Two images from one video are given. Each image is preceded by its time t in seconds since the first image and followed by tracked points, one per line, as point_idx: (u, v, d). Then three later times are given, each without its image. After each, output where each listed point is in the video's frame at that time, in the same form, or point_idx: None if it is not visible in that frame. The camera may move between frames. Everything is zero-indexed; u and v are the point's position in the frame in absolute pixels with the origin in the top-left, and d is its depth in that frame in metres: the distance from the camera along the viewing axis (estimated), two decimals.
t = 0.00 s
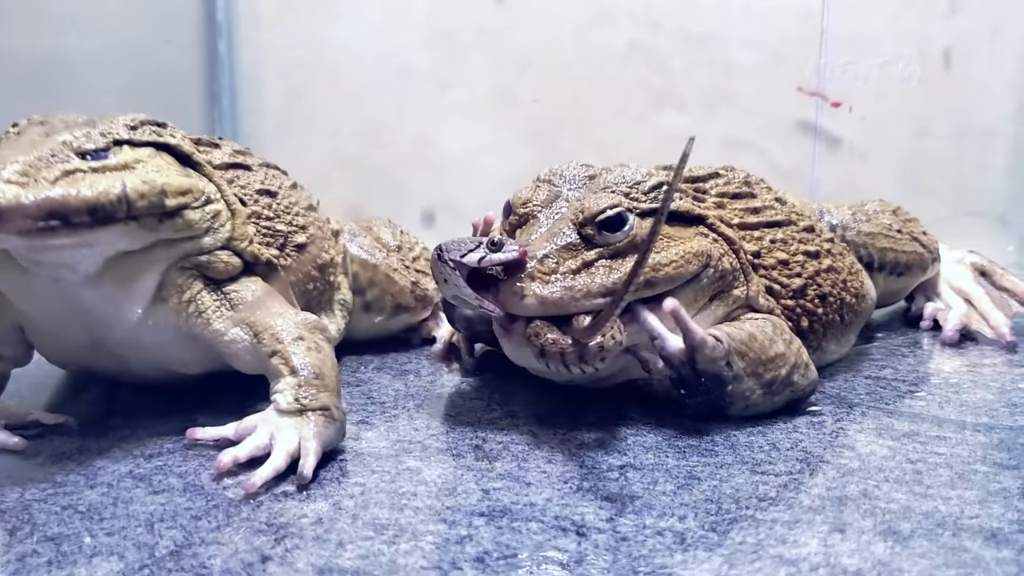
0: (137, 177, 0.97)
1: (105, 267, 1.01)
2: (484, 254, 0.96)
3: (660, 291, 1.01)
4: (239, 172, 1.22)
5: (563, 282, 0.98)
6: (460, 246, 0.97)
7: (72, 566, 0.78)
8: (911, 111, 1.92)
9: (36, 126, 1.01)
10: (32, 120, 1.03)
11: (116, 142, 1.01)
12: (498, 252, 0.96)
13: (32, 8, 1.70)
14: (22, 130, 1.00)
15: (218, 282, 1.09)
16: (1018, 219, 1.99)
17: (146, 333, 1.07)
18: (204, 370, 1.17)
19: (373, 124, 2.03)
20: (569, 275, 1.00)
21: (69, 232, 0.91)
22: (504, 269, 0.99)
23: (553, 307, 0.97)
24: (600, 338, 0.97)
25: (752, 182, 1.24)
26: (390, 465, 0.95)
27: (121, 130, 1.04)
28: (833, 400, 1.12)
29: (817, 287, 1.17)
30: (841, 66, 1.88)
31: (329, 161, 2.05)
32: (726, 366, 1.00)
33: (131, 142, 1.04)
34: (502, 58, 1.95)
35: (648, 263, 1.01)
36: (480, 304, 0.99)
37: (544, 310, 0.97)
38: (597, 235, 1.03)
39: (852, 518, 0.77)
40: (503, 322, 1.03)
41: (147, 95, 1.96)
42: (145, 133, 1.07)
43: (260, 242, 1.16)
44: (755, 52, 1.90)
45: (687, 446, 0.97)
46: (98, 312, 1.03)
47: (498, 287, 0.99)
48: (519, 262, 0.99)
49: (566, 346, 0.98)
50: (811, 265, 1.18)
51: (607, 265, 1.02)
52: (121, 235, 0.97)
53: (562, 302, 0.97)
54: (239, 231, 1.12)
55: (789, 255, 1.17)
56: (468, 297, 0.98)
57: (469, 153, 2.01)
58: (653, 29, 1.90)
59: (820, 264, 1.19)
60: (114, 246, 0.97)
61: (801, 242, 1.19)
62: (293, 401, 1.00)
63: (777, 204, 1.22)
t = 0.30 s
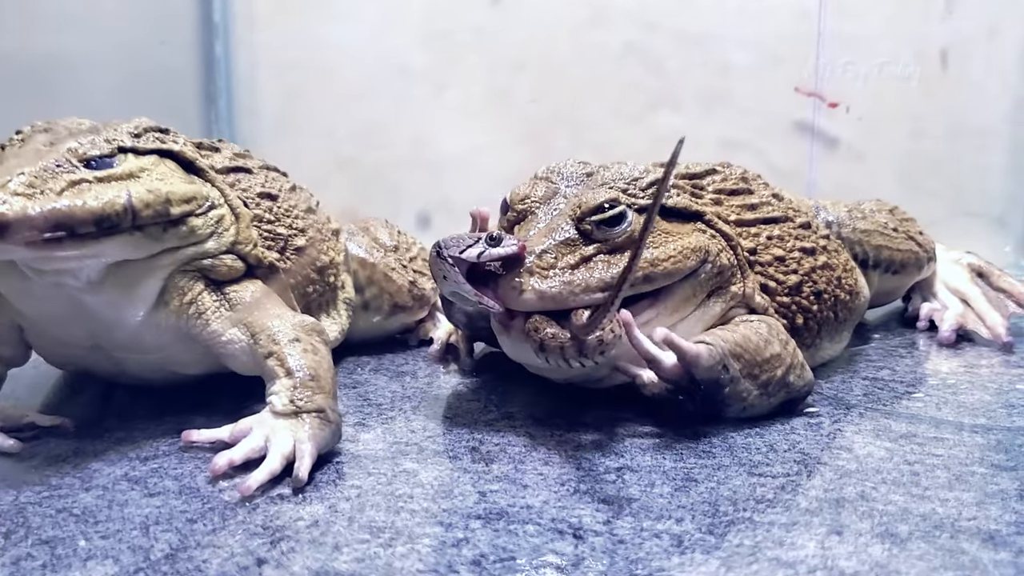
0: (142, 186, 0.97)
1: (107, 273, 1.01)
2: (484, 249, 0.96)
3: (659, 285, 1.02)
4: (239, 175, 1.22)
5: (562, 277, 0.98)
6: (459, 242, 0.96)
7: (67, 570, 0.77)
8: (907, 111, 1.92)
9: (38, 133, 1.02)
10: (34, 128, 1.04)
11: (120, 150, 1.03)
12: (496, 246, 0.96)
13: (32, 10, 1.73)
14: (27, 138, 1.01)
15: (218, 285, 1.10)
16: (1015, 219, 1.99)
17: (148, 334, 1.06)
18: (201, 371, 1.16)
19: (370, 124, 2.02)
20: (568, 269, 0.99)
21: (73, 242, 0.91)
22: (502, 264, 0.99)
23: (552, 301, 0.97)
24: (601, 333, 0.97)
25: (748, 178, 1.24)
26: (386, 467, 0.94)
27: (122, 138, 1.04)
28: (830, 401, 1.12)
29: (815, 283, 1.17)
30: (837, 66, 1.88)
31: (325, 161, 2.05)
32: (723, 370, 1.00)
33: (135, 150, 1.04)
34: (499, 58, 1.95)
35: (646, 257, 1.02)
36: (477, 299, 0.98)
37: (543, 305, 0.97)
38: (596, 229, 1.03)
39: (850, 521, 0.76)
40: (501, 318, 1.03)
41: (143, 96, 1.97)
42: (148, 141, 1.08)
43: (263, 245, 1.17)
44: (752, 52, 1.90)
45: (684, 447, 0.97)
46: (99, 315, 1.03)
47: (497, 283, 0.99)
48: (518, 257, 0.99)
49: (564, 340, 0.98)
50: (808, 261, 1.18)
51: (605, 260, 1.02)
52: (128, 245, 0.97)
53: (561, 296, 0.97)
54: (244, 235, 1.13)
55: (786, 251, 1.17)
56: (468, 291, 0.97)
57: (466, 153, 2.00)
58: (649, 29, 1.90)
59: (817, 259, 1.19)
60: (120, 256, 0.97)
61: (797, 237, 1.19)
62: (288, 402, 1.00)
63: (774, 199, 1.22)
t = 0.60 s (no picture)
0: (141, 189, 0.97)
1: (106, 275, 1.01)
2: (483, 247, 0.95)
3: (657, 283, 1.02)
4: (238, 177, 1.22)
5: (561, 275, 0.98)
6: (459, 241, 0.96)
7: (63, 573, 0.77)
8: (905, 111, 1.92)
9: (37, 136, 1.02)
10: (33, 131, 1.04)
11: (120, 152, 1.03)
12: (496, 245, 0.96)
13: (31, 9, 1.69)
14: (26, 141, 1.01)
15: (216, 287, 1.09)
16: (1013, 219, 1.99)
17: (147, 336, 1.06)
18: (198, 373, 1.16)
19: (367, 125, 2.02)
20: (568, 267, 0.99)
21: (72, 244, 0.91)
22: (501, 263, 0.99)
23: (552, 299, 0.97)
24: (601, 332, 0.95)
25: (746, 177, 1.24)
26: (384, 469, 0.94)
27: (122, 141, 1.04)
28: (828, 402, 1.12)
29: (813, 282, 1.17)
30: (835, 66, 1.89)
31: (323, 161, 2.04)
32: (722, 372, 1.00)
33: (134, 154, 1.04)
34: (497, 58, 1.94)
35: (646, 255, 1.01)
36: (477, 299, 0.98)
37: (543, 303, 0.97)
38: (595, 226, 1.03)
39: (848, 522, 0.76)
40: (501, 317, 1.03)
41: (139, 97, 1.96)
42: (147, 144, 1.07)
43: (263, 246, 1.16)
44: (750, 53, 1.89)
45: (682, 449, 0.97)
46: (98, 317, 1.03)
47: (496, 282, 0.99)
48: (517, 256, 0.99)
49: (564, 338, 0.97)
50: (806, 259, 1.18)
51: (604, 258, 1.01)
52: (127, 247, 0.97)
53: (561, 294, 0.97)
54: (243, 237, 1.12)
55: (784, 250, 1.17)
56: (468, 291, 0.97)
57: (464, 154, 2.00)
58: (646, 30, 1.90)
59: (816, 258, 1.19)
60: (118, 259, 0.97)
61: (795, 235, 1.19)
62: (284, 404, 1.00)
63: (771, 197, 1.22)
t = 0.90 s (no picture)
0: (140, 191, 0.97)
1: (103, 278, 1.00)
2: (481, 243, 0.95)
3: (655, 279, 1.01)
4: (236, 180, 1.22)
5: (559, 271, 0.98)
6: (457, 238, 0.96)
7: None
8: (902, 111, 1.93)
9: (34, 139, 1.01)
10: (31, 133, 1.03)
11: (119, 154, 1.02)
12: (494, 242, 0.96)
13: (30, 9, 1.66)
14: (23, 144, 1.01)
15: (213, 290, 1.09)
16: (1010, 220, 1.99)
17: (143, 339, 1.06)
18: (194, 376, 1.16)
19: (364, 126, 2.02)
20: (565, 264, 0.99)
21: (71, 244, 0.91)
22: (499, 259, 0.99)
23: (550, 295, 0.96)
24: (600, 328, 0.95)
25: (742, 176, 1.24)
26: (379, 472, 0.94)
27: (121, 144, 1.04)
28: (825, 404, 1.12)
29: (810, 280, 1.17)
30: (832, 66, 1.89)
31: (320, 162, 2.04)
32: (719, 373, 0.99)
33: (133, 157, 1.03)
34: (494, 59, 1.94)
35: (643, 251, 1.01)
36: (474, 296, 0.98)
37: (541, 300, 0.97)
38: (593, 222, 1.03)
39: (845, 524, 0.76)
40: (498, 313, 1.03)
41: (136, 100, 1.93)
42: (145, 147, 1.07)
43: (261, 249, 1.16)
44: (747, 53, 1.89)
45: (678, 451, 0.96)
46: (95, 320, 1.03)
47: (494, 279, 0.98)
48: (515, 252, 0.99)
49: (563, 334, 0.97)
50: (803, 257, 1.18)
51: (602, 254, 1.01)
52: (125, 249, 0.96)
53: (558, 290, 0.96)
54: (240, 240, 1.12)
55: (781, 248, 1.16)
56: (465, 287, 0.97)
57: (461, 155, 2.00)
58: (643, 30, 1.90)
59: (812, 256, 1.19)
60: (116, 261, 0.96)
61: (792, 233, 1.19)
62: (279, 407, 0.99)
63: (767, 196, 1.22)
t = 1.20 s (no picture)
0: (139, 193, 0.96)
1: (102, 280, 1.00)
2: (479, 240, 0.95)
3: (653, 276, 1.01)
4: (234, 181, 1.21)
5: (557, 268, 0.97)
6: (455, 235, 0.96)
7: None
8: (899, 111, 1.92)
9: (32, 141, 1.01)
10: (29, 135, 1.03)
11: (117, 156, 1.02)
12: (492, 238, 0.96)
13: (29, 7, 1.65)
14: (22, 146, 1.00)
15: (210, 291, 1.09)
16: (1009, 219, 1.99)
17: (141, 341, 1.05)
18: (190, 378, 1.15)
19: (361, 126, 2.01)
20: (563, 261, 0.99)
21: (69, 245, 0.91)
22: (496, 256, 0.98)
23: (547, 292, 0.96)
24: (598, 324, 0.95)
25: (740, 177, 1.24)
26: (375, 473, 0.93)
27: (119, 146, 1.03)
28: (822, 404, 1.11)
29: (807, 280, 1.16)
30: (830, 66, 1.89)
31: (317, 163, 2.03)
32: (716, 374, 0.99)
33: (131, 159, 1.03)
34: (491, 59, 1.94)
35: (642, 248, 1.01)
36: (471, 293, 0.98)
37: (539, 296, 0.96)
38: (591, 219, 1.03)
39: (841, 525, 0.76)
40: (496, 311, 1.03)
41: (132, 99, 1.93)
42: (144, 150, 1.06)
43: (259, 250, 1.16)
44: (745, 52, 1.89)
45: (676, 452, 0.96)
46: (93, 322, 1.02)
47: (492, 275, 0.98)
48: (513, 249, 0.98)
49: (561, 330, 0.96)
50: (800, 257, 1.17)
51: (600, 251, 1.01)
52: (123, 251, 0.96)
53: (556, 287, 0.96)
54: (238, 242, 1.11)
55: (779, 248, 1.16)
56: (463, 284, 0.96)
57: (458, 155, 1.99)
58: (641, 30, 1.89)
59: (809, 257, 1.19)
60: (114, 263, 0.96)
61: (790, 233, 1.19)
62: (275, 408, 0.99)
63: (765, 196, 1.22)
